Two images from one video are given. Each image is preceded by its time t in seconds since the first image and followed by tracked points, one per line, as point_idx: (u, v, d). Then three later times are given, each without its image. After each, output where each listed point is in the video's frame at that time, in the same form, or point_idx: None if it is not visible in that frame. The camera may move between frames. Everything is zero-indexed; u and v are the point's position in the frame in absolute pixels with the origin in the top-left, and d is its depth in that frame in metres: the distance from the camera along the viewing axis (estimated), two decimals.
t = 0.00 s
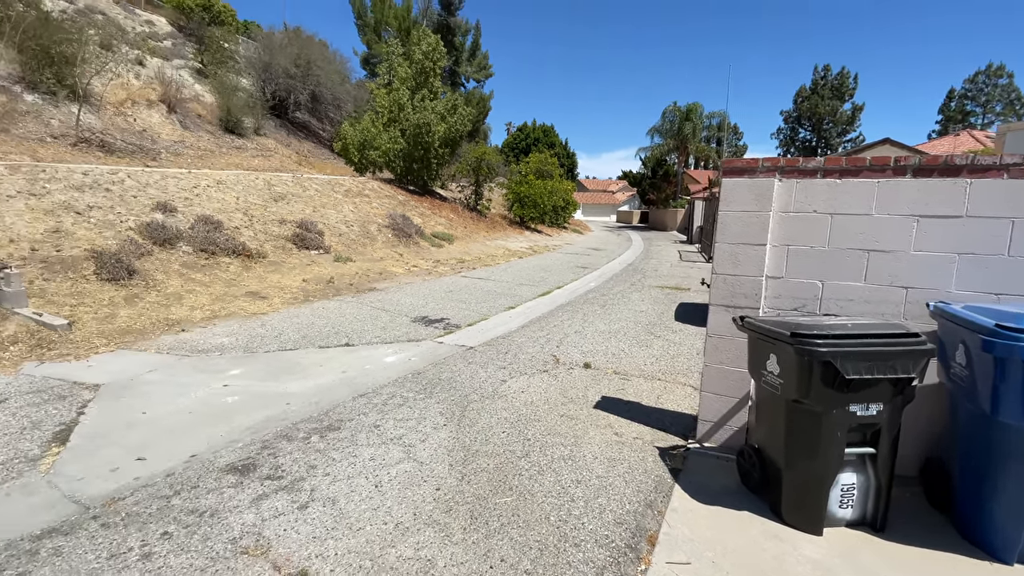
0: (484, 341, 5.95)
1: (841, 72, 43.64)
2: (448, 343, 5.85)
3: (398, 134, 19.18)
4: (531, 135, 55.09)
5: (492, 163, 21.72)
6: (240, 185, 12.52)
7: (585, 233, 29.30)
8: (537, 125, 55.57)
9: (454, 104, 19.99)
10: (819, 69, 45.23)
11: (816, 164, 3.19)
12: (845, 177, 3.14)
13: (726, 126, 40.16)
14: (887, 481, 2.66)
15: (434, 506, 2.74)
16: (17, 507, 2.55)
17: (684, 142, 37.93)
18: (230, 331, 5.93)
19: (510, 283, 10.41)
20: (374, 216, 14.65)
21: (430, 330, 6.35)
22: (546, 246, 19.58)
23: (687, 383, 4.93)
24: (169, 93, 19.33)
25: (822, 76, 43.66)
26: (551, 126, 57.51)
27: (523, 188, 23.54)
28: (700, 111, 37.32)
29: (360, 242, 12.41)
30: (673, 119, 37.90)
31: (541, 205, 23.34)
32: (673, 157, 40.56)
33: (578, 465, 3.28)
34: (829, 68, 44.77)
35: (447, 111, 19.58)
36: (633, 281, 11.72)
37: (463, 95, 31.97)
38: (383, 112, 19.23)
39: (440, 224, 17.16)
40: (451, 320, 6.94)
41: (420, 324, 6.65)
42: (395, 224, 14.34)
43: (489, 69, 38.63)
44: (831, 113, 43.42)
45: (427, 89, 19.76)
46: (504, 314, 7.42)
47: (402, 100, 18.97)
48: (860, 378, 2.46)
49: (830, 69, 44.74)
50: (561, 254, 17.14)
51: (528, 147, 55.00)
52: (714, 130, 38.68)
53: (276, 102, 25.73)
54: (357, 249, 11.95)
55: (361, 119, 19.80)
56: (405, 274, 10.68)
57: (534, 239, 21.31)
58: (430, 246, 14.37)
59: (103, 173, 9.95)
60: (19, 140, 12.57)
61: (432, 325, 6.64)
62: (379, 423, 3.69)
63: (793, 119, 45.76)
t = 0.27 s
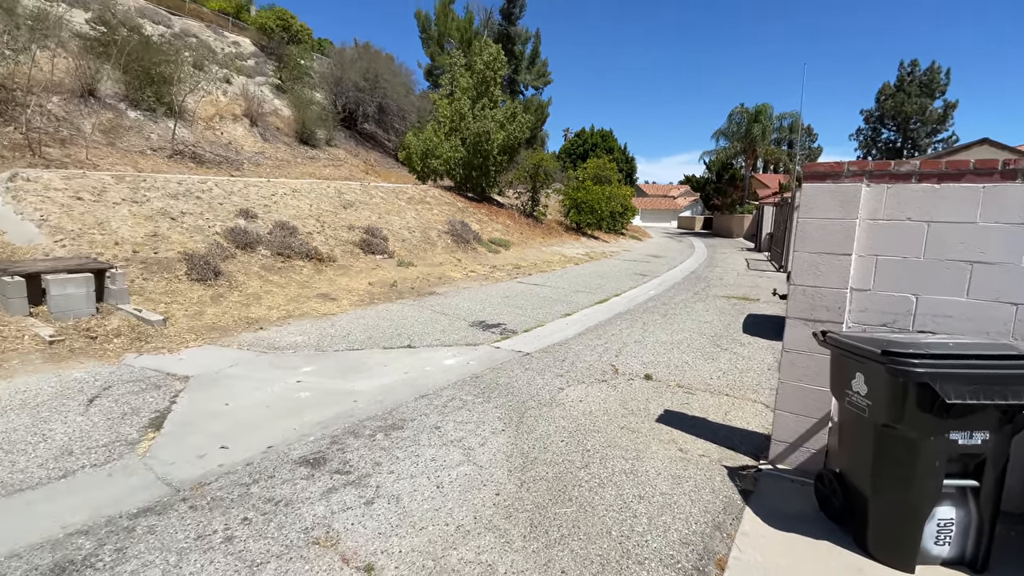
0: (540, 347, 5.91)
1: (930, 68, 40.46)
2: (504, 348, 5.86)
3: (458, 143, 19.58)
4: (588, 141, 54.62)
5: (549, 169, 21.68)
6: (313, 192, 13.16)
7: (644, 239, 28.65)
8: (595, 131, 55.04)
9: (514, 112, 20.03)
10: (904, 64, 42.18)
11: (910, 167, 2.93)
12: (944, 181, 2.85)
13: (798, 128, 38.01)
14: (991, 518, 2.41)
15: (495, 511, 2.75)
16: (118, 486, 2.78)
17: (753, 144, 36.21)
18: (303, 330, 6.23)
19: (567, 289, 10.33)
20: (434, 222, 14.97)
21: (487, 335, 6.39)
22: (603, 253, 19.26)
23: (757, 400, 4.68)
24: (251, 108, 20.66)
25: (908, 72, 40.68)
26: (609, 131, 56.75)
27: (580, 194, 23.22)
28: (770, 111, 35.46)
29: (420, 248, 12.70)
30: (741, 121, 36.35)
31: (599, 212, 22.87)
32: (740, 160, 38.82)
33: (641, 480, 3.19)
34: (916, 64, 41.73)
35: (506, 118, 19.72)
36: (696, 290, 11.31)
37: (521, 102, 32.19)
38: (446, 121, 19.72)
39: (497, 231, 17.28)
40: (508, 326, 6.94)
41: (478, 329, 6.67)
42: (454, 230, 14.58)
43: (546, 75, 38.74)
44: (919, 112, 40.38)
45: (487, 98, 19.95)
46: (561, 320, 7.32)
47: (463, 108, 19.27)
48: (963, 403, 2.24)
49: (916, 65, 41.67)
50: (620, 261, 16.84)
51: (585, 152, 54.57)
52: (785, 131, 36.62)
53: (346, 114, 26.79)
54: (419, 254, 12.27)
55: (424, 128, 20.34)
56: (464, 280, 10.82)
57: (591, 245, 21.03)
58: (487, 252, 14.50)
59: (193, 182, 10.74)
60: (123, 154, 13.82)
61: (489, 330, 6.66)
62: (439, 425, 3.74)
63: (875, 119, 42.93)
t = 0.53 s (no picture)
0: (595, 357, 5.72)
1: None
2: (559, 356, 5.73)
3: (513, 151, 19.70)
4: (645, 146, 53.64)
5: (604, 176, 21.23)
6: (375, 201, 13.59)
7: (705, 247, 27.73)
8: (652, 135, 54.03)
9: (569, 120, 20.05)
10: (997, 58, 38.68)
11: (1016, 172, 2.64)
12: None
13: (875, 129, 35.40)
14: None
15: (552, 522, 2.72)
16: (201, 475, 2.97)
17: (823, 148, 34.04)
18: (365, 333, 6.43)
19: (622, 297, 10.10)
20: (489, 229, 15.08)
21: (541, 343, 6.29)
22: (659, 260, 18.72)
23: (832, 421, 4.40)
24: (320, 122, 21.65)
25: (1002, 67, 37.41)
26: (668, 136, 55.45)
27: (636, 201, 22.46)
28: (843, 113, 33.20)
29: (475, 255, 12.82)
30: (810, 123, 34.25)
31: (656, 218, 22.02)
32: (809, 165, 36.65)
33: (705, 500, 3.07)
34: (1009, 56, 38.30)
35: (562, 126, 19.71)
36: (761, 301, 10.80)
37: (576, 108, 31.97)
38: (500, 130, 19.86)
39: (551, 238, 17.19)
40: (562, 333, 6.80)
41: (532, 336, 6.62)
42: (508, 238, 14.63)
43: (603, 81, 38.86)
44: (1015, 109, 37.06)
45: (543, 106, 20.03)
46: (617, 329, 7.14)
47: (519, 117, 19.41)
48: None
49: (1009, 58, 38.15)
50: (678, 269, 16.35)
51: (642, 157, 53.64)
52: (860, 133, 34.15)
53: (406, 125, 27.48)
54: (474, 261, 12.39)
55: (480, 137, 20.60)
56: (518, 286, 10.83)
57: (648, 253, 20.46)
58: (540, 259, 14.43)
59: (267, 191, 11.34)
60: (206, 166, 14.83)
61: (543, 336, 6.58)
62: (495, 431, 3.74)
63: (964, 118, 39.83)
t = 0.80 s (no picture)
0: (645, 369, 5.55)
1: None
2: (607, 367, 5.59)
3: (562, 159, 19.60)
4: (698, 151, 52.54)
5: (654, 182, 20.89)
6: (426, 210, 13.86)
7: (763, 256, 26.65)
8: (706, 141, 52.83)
9: (618, 126, 19.88)
10: None
11: None
12: None
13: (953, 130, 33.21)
14: None
15: (604, 537, 2.67)
16: (265, 470, 3.10)
17: (894, 150, 32.19)
18: (418, 338, 6.55)
19: (674, 307, 9.84)
20: (537, 237, 15.05)
21: (589, 352, 6.14)
22: (713, 269, 18.06)
23: (907, 445, 4.11)
24: (376, 133, 22.33)
25: None
26: (722, 142, 53.98)
27: (688, 207, 21.53)
28: (915, 113, 31.34)
29: (522, 262, 12.81)
30: (879, 125, 32.49)
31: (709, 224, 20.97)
32: (877, 168, 34.73)
33: (768, 524, 2.91)
34: None
35: (611, 132, 19.53)
36: (824, 314, 10.25)
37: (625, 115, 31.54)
38: (548, 139, 19.86)
39: (599, 245, 16.94)
40: (611, 343, 6.63)
41: (580, 344, 6.52)
42: (556, 245, 14.54)
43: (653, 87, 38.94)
44: None
45: (592, 113, 19.96)
46: (669, 340, 6.94)
47: (567, 125, 19.38)
48: None
49: None
50: (733, 279, 15.78)
51: (694, 163, 52.53)
52: (935, 135, 32.15)
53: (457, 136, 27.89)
54: (521, 268, 12.38)
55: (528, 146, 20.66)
56: (566, 294, 10.74)
57: (701, 261, 19.77)
58: (587, 266, 14.24)
59: (326, 200, 11.79)
60: (271, 177, 15.60)
61: (591, 345, 6.46)
62: (545, 440, 3.71)
63: None
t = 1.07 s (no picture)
0: (692, 382, 5.40)
1: None
2: (651, 378, 5.46)
3: (603, 166, 19.42)
4: (745, 156, 51.28)
5: (699, 189, 20.22)
6: (467, 218, 14.00)
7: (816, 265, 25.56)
8: (753, 146, 51.51)
9: (662, 132, 19.58)
10: None
11: None
12: None
13: None
14: None
15: (651, 554, 2.61)
16: (314, 470, 3.20)
17: (961, 154, 30.38)
18: (459, 344, 6.61)
19: (720, 318, 9.56)
20: (577, 245, 14.94)
21: (632, 363, 6.01)
22: (761, 278, 17.46)
23: (980, 470, 3.84)
24: (420, 144, 22.75)
25: None
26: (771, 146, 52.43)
27: (735, 214, 20.87)
28: (984, 114, 29.57)
29: (563, 269, 12.72)
30: (944, 127, 30.79)
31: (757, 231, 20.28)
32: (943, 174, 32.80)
33: (825, 549, 2.77)
34: None
35: (654, 138, 19.25)
36: (883, 327, 9.74)
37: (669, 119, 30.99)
38: (589, 146, 19.75)
39: (641, 253, 16.67)
40: (654, 354, 6.46)
41: (622, 354, 6.40)
42: (596, 253, 14.38)
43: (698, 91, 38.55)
44: None
45: (635, 120, 19.75)
46: (715, 352, 6.74)
47: (609, 131, 19.20)
48: None
49: None
50: (783, 288, 15.22)
51: (741, 169, 51.27)
52: (1006, 137, 30.23)
53: (497, 145, 28.09)
54: (561, 275, 12.29)
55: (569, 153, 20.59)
56: (607, 303, 10.62)
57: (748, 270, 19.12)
58: (629, 274, 14.02)
59: (372, 209, 12.09)
60: (321, 187, 16.14)
61: (634, 356, 6.33)
62: (587, 452, 3.66)
63: None
